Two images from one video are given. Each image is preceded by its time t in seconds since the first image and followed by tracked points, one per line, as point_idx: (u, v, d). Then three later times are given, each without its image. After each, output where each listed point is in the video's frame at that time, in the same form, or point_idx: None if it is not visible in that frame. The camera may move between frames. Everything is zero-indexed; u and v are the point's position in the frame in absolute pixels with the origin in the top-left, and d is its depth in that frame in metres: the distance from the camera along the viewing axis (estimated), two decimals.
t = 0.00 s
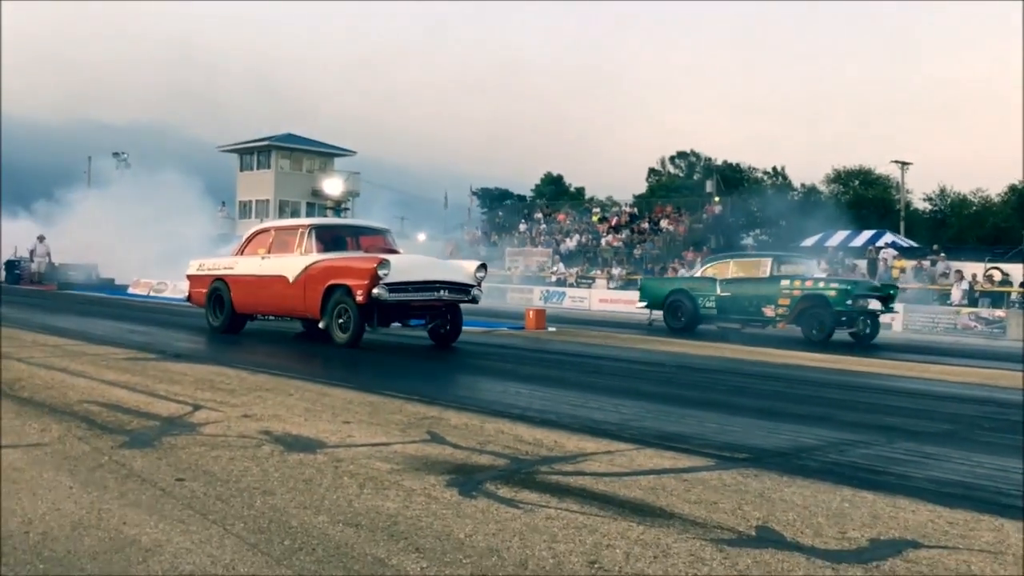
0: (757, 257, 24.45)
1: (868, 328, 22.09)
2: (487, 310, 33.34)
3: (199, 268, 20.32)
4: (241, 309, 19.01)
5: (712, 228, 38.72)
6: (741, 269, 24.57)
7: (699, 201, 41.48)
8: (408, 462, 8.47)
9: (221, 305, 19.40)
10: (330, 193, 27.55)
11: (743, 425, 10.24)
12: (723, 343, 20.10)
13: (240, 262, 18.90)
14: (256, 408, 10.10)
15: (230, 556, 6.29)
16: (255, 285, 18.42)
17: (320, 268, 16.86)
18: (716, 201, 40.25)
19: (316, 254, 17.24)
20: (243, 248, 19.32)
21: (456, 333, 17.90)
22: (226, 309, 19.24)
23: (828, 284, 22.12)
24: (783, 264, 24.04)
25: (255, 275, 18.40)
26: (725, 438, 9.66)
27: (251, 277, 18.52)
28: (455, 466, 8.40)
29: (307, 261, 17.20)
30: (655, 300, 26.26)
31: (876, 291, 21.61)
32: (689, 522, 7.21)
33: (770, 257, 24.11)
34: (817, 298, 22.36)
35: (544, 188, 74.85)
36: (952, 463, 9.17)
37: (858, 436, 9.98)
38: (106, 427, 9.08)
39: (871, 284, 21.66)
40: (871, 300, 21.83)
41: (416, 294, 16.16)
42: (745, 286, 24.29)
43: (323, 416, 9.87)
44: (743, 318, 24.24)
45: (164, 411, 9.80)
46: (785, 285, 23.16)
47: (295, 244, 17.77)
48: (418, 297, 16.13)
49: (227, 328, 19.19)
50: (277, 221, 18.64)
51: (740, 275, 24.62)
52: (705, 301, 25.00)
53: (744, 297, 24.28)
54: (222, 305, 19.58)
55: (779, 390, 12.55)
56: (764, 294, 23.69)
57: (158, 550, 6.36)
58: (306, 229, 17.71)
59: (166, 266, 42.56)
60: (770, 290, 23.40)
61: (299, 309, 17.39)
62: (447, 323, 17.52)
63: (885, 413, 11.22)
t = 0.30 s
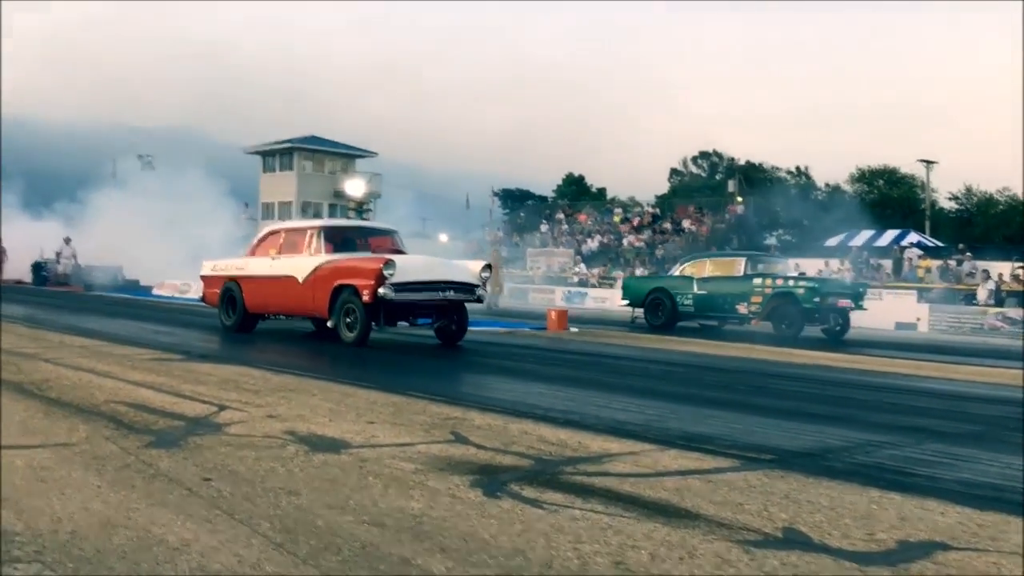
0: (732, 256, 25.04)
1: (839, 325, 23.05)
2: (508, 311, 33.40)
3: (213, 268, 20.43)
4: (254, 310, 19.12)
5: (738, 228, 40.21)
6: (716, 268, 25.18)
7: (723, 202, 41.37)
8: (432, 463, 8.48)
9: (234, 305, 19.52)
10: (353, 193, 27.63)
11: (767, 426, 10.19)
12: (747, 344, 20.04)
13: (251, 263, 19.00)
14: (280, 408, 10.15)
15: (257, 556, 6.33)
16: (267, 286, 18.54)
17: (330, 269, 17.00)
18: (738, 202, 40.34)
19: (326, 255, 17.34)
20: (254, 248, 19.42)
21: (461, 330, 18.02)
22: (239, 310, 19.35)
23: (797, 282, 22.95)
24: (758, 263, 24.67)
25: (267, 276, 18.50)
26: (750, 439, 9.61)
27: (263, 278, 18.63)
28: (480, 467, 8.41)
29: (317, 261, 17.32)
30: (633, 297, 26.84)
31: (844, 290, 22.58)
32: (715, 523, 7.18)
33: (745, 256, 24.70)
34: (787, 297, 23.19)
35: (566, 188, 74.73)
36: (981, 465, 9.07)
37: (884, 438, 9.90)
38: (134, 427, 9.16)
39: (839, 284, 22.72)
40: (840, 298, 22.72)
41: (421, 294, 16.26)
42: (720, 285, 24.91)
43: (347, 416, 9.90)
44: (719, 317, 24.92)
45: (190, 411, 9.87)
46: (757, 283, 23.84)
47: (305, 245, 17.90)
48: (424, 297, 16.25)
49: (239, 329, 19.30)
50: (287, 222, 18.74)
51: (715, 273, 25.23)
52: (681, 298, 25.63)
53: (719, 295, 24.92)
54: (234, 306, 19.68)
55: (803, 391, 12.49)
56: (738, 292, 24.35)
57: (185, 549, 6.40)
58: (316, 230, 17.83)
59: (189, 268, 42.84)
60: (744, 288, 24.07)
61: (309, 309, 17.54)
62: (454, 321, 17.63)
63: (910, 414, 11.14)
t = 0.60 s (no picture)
0: (713, 251, 25.83)
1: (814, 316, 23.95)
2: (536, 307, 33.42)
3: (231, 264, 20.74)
4: (268, 303, 19.39)
5: (768, 223, 39.74)
6: (697, 262, 26.01)
7: (753, 197, 40.86)
8: (463, 458, 8.51)
9: (249, 299, 19.80)
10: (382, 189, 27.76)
11: (799, 423, 10.13)
12: (775, 341, 19.95)
13: (265, 258, 19.26)
14: (312, 403, 10.23)
15: (291, 549, 6.37)
16: (280, 281, 18.78)
17: (340, 264, 17.22)
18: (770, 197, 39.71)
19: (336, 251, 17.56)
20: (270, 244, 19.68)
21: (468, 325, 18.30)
22: (254, 303, 19.63)
23: (771, 276, 23.91)
24: (737, 258, 25.43)
25: (279, 270, 18.76)
26: (782, 436, 9.55)
27: (276, 273, 18.88)
28: (510, 462, 8.42)
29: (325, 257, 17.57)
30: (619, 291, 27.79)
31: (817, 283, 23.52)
32: (748, 520, 7.14)
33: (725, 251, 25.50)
34: (761, 290, 24.14)
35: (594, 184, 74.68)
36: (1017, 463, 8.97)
37: (918, 435, 9.81)
38: (168, 421, 9.25)
39: (814, 278, 23.69)
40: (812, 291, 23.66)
41: (426, 289, 16.52)
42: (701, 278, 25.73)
43: (378, 411, 9.95)
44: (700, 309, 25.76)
45: (223, 405, 9.96)
46: (735, 277, 24.68)
47: (318, 241, 18.11)
48: (429, 291, 16.50)
49: (255, 322, 19.60)
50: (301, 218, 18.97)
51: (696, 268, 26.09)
52: (664, 292, 26.52)
53: (701, 288, 25.73)
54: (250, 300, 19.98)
55: (833, 388, 12.40)
56: (717, 286, 25.17)
57: (221, 542, 6.45)
58: (327, 227, 18.04)
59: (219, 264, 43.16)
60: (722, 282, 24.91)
61: (320, 303, 17.75)
62: (460, 315, 17.90)
63: (944, 411, 11.03)
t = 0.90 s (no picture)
0: (696, 240, 26.72)
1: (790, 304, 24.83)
2: (564, 297, 33.47)
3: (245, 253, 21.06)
4: (279, 291, 19.65)
5: (799, 213, 39.28)
6: (680, 250, 27.00)
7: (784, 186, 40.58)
8: (494, 447, 8.53)
9: (261, 287, 20.07)
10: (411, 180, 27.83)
11: (831, 414, 10.05)
12: (809, 332, 19.76)
13: (276, 247, 19.51)
14: (343, 391, 10.30)
15: (325, 536, 6.41)
16: (291, 269, 19.05)
17: (346, 253, 17.49)
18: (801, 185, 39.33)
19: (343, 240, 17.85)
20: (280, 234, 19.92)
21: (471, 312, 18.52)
22: (266, 291, 19.90)
23: (748, 265, 24.81)
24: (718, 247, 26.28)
25: (290, 259, 19.03)
26: (814, 427, 9.48)
27: (286, 261, 19.20)
28: (541, 451, 8.44)
29: (333, 245, 17.85)
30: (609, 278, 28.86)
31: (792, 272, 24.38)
32: (781, 511, 7.10)
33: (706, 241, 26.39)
34: (737, 278, 25.11)
35: (625, 174, 74.42)
36: None
37: (953, 426, 9.70)
38: (202, 409, 9.36)
39: (791, 266, 24.67)
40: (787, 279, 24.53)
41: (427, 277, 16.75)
42: (684, 266, 26.71)
43: (409, 400, 10.01)
44: (682, 297, 26.79)
45: (256, 394, 10.06)
46: (714, 266, 25.65)
47: (326, 231, 18.38)
48: (431, 279, 16.73)
49: (266, 310, 19.86)
50: (310, 208, 19.23)
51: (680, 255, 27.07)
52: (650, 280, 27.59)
53: (684, 276, 26.70)
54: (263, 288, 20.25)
55: (867, 379, 12.28)
56: (698, 274, 26.15)
57: (256, 528, 6.50)
58: (335, 217, 18.31)
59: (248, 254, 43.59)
60: (702, 270, 25.89)
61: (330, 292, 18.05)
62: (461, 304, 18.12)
63: (979, 402, 10.89)
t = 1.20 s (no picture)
0: (681, 233, 27.58)
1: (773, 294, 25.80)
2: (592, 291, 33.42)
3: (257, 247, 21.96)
4: (288, 283, 20.51)
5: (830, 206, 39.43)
6: (666, 243, 27.86)
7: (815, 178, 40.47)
8: (525, 440, 8.53)
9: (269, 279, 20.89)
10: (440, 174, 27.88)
11: (863, 408, 9.95)
12: (841, 325, 19.57)
13: (284, 241, 20.30)
14: (373, 385, 10.34)
15: (356, 528, 6.43)
16: (299, 262, 19.84)
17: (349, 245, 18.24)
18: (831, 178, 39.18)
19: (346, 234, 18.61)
20: (288, 227, 20.70)
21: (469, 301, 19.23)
22: (275, 283, 20.70)
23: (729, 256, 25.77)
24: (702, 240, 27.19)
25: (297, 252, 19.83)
26: (847, 421, 9.39)
27: (294, 254, 20.03)
28: (572, 445, 8.42)
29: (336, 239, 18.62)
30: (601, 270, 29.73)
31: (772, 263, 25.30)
32: (814, 506, 7.04)
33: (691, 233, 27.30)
34: (719, 270, 26.07)
35: (654, 168, 74.01)
36: None
37: (988, 421, 9.57)
38: (235, 401, 9.44)
39: (771, 258, 25.88)
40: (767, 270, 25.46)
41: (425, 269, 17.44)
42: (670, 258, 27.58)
43: (439, 394, 10.03)
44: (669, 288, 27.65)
45: (287, 386, 10.13)
46: (697, 258, 26.58)
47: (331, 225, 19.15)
48: (428, 271, 17.40)
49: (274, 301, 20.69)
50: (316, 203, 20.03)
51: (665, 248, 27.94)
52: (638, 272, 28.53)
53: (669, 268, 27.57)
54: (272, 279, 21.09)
55: (899, 373, 12.15)
56: (683, 266, 27.05)
57: (289, 519, 6.54)
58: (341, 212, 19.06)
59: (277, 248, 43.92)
60: (686, 263, 26.79)
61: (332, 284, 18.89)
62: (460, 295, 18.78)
63: (1015, 397, 10.74)
